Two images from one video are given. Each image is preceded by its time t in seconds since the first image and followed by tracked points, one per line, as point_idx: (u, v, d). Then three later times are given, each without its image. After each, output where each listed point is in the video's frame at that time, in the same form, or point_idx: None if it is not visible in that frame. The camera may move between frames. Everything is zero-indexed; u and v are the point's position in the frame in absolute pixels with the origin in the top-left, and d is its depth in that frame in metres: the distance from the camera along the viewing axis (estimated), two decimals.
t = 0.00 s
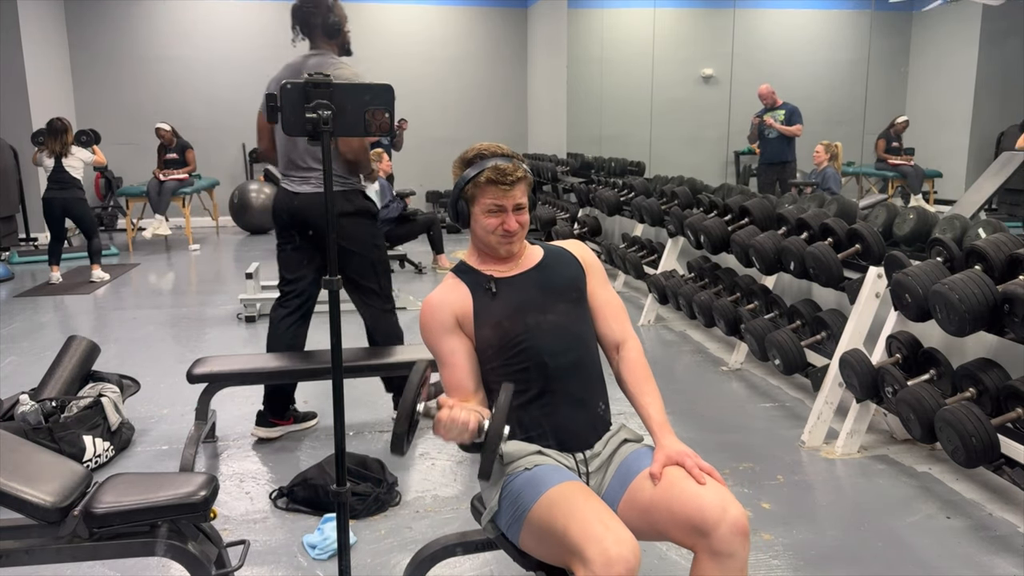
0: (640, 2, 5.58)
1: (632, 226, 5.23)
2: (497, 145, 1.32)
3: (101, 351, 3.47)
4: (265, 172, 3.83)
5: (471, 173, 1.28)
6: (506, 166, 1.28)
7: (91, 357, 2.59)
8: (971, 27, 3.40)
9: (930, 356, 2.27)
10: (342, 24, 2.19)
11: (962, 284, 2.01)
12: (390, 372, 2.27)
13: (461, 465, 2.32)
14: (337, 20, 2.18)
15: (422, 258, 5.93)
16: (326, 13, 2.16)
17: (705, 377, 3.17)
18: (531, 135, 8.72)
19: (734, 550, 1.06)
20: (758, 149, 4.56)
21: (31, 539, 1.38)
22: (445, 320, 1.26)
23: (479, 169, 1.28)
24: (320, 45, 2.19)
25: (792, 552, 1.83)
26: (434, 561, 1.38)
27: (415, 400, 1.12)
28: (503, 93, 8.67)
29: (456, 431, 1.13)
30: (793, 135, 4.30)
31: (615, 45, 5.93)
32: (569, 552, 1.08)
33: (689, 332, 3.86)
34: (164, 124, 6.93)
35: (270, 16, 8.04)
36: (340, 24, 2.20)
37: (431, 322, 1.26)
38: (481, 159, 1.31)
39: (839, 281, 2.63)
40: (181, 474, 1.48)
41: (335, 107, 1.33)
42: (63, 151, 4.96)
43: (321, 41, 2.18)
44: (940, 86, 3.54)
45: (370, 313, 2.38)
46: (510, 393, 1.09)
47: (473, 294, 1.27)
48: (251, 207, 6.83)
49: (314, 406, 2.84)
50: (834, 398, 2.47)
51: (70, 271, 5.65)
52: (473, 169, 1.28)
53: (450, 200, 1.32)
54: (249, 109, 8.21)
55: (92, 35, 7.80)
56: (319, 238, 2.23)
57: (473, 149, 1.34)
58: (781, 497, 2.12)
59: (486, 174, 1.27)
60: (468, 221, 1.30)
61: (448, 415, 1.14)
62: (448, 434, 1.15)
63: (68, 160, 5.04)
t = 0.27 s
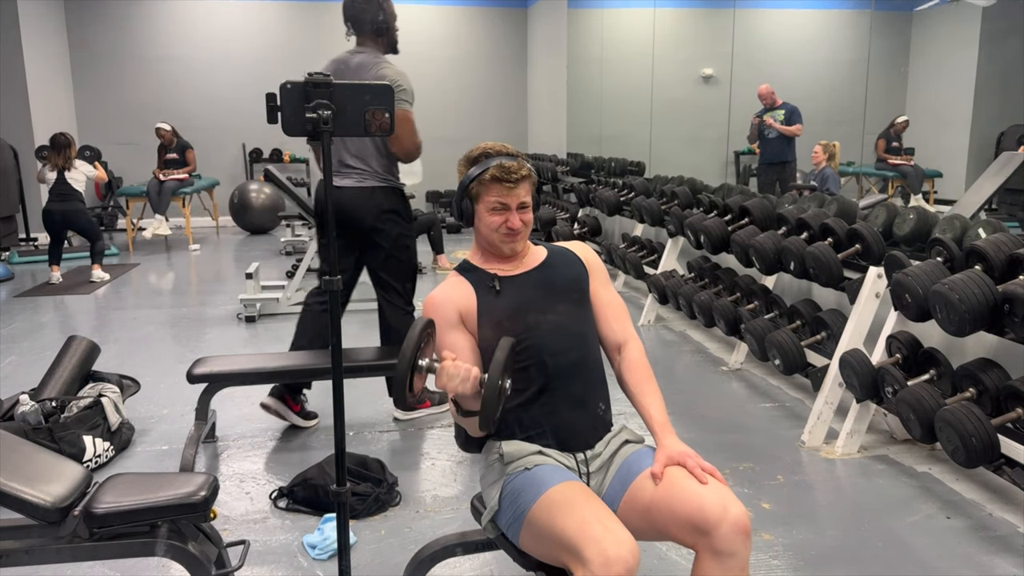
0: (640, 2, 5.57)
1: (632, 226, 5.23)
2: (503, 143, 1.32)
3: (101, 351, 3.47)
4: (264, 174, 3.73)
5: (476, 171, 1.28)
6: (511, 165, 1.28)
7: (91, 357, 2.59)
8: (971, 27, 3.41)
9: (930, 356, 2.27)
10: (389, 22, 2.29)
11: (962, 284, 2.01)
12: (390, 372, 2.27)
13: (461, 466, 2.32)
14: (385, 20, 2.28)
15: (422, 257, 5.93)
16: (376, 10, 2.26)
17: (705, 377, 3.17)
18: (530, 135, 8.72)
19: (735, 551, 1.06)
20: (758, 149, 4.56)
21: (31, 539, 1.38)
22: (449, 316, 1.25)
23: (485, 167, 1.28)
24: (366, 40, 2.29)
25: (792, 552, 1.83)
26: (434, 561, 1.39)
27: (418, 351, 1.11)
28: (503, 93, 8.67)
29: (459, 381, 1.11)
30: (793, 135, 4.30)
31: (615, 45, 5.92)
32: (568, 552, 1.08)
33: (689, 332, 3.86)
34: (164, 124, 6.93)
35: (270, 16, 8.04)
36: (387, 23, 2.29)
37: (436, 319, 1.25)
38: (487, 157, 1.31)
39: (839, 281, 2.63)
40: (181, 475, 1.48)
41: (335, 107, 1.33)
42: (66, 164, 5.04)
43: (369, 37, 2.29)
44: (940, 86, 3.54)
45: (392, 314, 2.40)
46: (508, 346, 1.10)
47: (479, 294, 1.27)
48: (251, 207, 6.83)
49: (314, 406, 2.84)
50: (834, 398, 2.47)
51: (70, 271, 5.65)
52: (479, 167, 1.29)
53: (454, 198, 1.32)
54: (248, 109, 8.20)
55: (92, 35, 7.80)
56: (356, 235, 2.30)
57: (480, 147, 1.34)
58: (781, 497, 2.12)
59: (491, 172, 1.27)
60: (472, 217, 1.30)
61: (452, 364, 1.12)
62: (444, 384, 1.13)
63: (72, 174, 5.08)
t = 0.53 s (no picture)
0: (640, 2, 5.57)
1: (632, 226, 5.23)
2: (499, 150, 1.30)
3: (102, 352, 3.47)
4: (264, 174, 3.73)
5: (469, 180, 1.26)
6: (505, 174, 1.26)
7: (91, 357, 2.59)
8: (972, 27, 3.41)
9: (930, 356, 2.27)
10: (415, 22, 2.32)
11: (962, 284, 2.01)
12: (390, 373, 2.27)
13: (461, 466, 2.32)
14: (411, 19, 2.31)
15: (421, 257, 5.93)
16: (402, 9, 2.29)
17: (705, 377, 3.17)
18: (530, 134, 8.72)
19: (737, 555, 1.06)
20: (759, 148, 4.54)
21: (31, 540, 1.39)
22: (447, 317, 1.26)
23: (479, 176, 1.26)
24: (390, 38, 2.32)
25: (792, 552, 1.83)
26: (434, 562, 1.39)
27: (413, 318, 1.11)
28: (503, 93, 8.66)
29: (459, 335, 1.05)
30: (793, 135, 4.27)
31: (615, 44, 5.92)
32: (566, 552, 1.08)
33: (689, 332, 3.86)
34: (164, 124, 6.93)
35: (270, 16, 8.04)
36: (413, 22, 2.32)
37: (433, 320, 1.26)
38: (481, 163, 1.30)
39: (839, 281, 2.63)
40: (181, 475, 1.48)
41: (335, 107, 1.33)
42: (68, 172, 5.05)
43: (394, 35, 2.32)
44: (941, 85, 3.54)
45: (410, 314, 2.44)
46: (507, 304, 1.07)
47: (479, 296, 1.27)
48: (251, 207, 6.83)
49: (314, 406, 2.84)
50: (834, 398, 2.47)
51: (70, 271, 5.65)
52: (472, 175, 1.27)
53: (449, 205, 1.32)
54: (248, 109, 8.20)
55: (92, 35, 7.80)
56: (385, 234, 2.34)
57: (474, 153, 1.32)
58: (781, 497, 2.12)
59: (484, 182, 1.25)
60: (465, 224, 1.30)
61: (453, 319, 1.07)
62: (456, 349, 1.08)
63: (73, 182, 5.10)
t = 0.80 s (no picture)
0: (640, 2, 5.58)
1: (632, 226, 5.23)
2: (499, 154, 1.29)
3: (102, 352, 3.47)
4: (264, 174, 3.73)
5: (469, 183, 1.26)
6: (504, 180, 1.26)
7: (91, 358, 2.59)
8: (972, 27, 3.41)
9: (930, 356, 2.27)
10: (425, 23, 2.38)
11: (962, 284, 2.01)
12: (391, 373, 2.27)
13: (461, 466, 2.32)
14: (420, 20, 2.37)
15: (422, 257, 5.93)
16: (413, 10, 2.36)
17: (705, 377, 3.17)
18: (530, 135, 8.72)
19: (735, 562, 1.06)
20: (758, 149, 4.57)
21: (31, 539, 1.39)
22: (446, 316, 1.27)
23: (478, 180, 1.26)
24: (401, 39, 2.39)
25: (792, 552, 1.83)
26: (434, 562, 1.39)
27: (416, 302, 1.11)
28: (503, 93, 8.66)
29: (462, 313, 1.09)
30: (793, 135, 4.31)
31: (615, 45, 5.92)
32: (560, 554, 1.08)
33: (689, 332, 3.86)
34: (164, 124, 6.93)
35: (270, 16, 8.04)
36: (422, 24, 2.38)
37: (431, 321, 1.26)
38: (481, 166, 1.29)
39: (839, 281, 2.63)
40: (181, 475, 1.48)
41: (335, 107, 1.33)
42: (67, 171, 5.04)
43: (405, 36, 2.39)
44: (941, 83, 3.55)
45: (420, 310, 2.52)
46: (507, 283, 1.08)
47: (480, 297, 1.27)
48: (251, 207, 6.83)
49: (314, 406, 2.84)
50: (834, 398, 2.47)
51: (70, 271, 5.65)
52: (471, 179, 1.27)
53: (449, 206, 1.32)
54: (248, 109, 8.20)
55: (92, 35, 7.80)
56: (398, 231, 2.44)
57: (474, 154, 1.31)
58: (781, 497, 2.12)
59: (484, 187, 1.25)
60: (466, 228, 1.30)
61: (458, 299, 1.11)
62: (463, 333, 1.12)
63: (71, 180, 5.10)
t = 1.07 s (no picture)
0: (640, 2, 5.58)
1: (632, 226, 5.23)
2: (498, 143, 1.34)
3: (102, 351, 3.47)
4: (264, 174, 3.73)
5: (470, 167, 1.30)
6: (505, 159, 1.29)
7: (91, 358, 2.59)
8: (972, 27, 3.41)
9: (930, 356, 2.27)
10: (427, 28, 2.40)
11: (962, 284, 2.01)
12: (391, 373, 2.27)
13: (462, 466, 2.32)
14: (422, 26, 2.40)
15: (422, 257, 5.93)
16: (414, 15, 2.38)
17: (705, 377, 3.17)
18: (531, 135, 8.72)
19: (734, 561, 1.06)
20: (758, 149, 4.58)
21: (31, 539, 1.39)
22: (445, 320, 1.25)
23: (479, 162, 1.29)
24: (404, 42, 2.43)
25: (792, 552, 1.83)
26: (434, 561, 1.39)
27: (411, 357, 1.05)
28: (503, 93, 8.66)
29: (453, 382, 1.07)
30: (793, 135, 4.30)
31: (615, 44, 5.92)
32: (561, 555, 1.08)
33: (689, 332, 3.86)
34: (164, 124, 6.93)
35: (270, 16, 8.04)
36: (424, 29, 2.40)
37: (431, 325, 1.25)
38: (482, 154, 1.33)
39: (839, 281, 2.63)
40: (181, 475, 1.48)
41: (336, 107, 1.33)
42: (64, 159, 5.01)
43: (406, 41, 2.42)
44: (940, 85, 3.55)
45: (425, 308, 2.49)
46: (507, 350, 1.07)
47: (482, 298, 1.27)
48: (251, 207, 6.83)
49: (314, 406, 2.84)
50: (834, 398, 2.47)
51: (70, 270, 5.65)
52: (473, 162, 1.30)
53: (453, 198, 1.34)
54: (248, 109, 8.20)
55: (92, 35, 7.80)
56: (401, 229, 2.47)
57: (477, 146, 1.36)
58: (781, 497, 2.12)
59: (484, 166, 1.28)
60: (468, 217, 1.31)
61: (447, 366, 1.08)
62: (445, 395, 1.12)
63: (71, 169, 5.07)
